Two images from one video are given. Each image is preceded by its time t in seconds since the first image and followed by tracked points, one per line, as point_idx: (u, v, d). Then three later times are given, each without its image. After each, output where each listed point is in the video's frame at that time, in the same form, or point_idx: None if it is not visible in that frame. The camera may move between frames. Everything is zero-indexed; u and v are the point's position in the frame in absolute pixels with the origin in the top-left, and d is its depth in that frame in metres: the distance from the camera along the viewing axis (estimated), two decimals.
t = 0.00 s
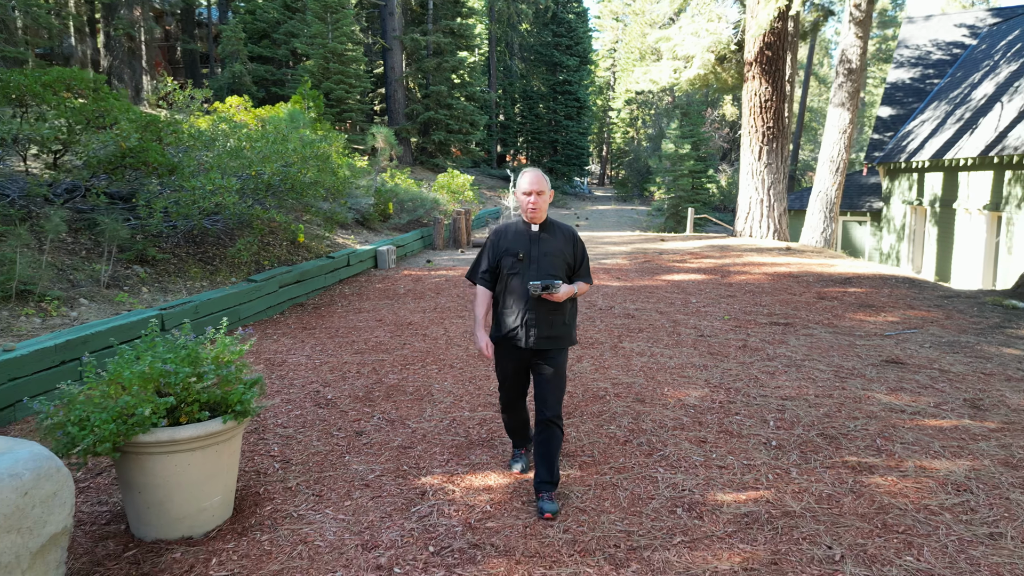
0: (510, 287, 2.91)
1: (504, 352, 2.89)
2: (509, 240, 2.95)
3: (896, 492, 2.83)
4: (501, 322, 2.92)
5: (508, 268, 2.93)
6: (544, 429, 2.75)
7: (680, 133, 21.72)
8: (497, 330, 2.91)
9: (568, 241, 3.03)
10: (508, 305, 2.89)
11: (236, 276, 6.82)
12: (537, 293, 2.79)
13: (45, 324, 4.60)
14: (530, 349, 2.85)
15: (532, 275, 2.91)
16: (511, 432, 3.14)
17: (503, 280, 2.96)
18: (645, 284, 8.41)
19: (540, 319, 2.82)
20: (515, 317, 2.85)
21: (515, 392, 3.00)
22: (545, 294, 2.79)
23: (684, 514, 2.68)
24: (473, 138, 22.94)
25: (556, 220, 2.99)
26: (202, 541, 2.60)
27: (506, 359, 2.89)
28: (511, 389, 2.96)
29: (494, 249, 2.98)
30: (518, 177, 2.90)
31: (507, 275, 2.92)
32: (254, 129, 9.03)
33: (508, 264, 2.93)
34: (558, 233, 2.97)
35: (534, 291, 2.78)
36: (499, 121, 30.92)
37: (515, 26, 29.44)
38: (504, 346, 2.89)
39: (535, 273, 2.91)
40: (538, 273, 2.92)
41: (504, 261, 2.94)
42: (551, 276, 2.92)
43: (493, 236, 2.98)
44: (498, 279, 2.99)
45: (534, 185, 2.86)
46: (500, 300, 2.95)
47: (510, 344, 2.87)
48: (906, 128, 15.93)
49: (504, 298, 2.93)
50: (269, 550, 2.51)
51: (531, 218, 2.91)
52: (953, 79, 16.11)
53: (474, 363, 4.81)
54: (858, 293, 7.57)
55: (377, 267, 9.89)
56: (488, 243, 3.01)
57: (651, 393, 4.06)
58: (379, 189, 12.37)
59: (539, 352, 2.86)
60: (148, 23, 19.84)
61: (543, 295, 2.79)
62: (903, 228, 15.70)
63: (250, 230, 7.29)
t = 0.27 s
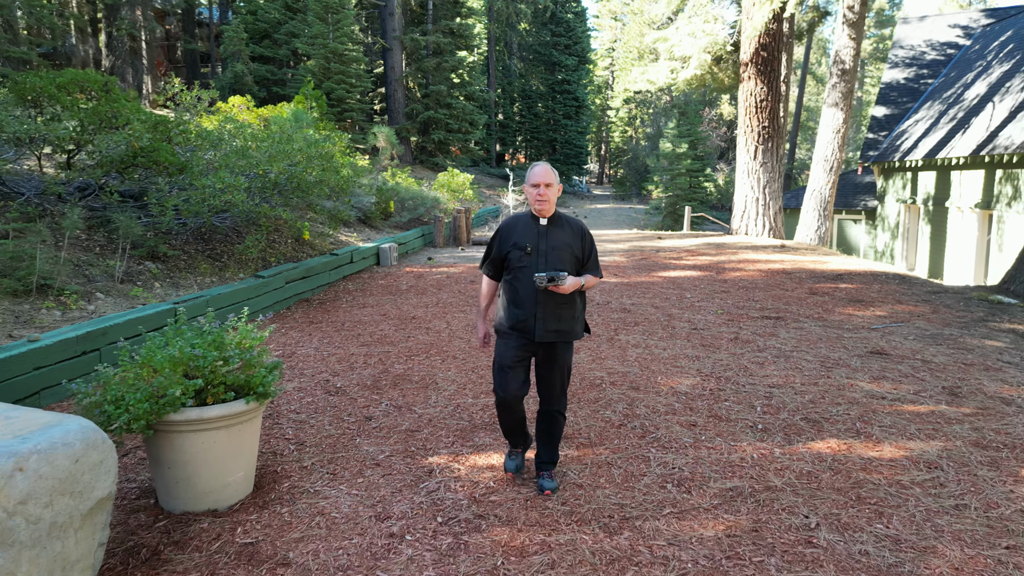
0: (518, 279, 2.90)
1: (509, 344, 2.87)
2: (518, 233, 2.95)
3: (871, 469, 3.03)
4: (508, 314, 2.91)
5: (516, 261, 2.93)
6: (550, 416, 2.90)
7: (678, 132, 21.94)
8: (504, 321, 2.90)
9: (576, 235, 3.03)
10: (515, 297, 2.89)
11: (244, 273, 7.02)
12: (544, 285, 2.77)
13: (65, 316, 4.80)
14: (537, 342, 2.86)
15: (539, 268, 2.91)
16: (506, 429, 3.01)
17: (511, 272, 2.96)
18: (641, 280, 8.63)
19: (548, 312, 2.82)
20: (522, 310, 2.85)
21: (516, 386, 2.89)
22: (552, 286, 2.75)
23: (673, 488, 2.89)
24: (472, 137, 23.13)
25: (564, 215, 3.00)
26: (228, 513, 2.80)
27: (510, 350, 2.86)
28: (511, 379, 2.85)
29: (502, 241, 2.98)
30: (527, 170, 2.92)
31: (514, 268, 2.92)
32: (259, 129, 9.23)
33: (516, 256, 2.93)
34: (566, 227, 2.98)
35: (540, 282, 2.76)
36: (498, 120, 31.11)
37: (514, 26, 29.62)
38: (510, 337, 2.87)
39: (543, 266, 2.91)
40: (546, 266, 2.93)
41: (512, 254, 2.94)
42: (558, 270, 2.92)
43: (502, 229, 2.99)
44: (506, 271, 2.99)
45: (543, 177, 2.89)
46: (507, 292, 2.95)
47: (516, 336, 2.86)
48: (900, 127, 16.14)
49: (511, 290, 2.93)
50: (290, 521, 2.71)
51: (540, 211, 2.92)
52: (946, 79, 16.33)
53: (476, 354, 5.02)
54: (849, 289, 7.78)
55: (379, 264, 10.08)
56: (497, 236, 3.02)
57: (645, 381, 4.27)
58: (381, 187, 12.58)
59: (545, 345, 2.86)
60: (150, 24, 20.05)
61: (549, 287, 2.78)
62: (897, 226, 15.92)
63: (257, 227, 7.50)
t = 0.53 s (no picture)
0: (516, 278, 2.93)
1: (509, 342, 2.89)
2: (516, 232, 2.97)
3: (848, 448, 3.25)
4: (507, 312, 2.94)
5: (514, 261, 2.96)
6: (549, 402, 3.03)
7: (675, 131, 22.15)
8: (502, 320, 2.92)
9: (573, 234, 3.07)
10: (514, 296, 2.93)
11: (251, 268, 7.22)
12: (542, 284, 2.80)
13: (83, 308, 5.01)
14: (535, 340, 2.90)
15: (537, 267, 2.94)
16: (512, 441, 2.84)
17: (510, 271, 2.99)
18: (637, 275, 8.85)
19: (546, 311, 2.87)
20: (521, 308, 2.89)
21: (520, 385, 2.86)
22: (549, 286, 2.80)
23: (663, 464, 3.10)
24: (471, 136, 23.31)
25: (562, 214, 3.04)
26: (249, 487, 3.01)
27: (510, 348, 2.88)
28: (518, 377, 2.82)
29: (501, 241, 3.01)
30: (525, 171, 2.96)
31: (513, 268, 2.95)
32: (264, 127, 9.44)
33: (514, 256, 2.96)
34: (563, 227, 3.02)
35: (538, 282, 2.80)
36: (497, 118, 31.28)
37: (512, 24, 29.81)
38: (509, 336, 2.89)
39: (541, 265, 2.95)
40: (544, 266, 2.96)
41: (510, 254, 2.97)
42: (556, 269, 2.96)
43: (500, 228, 3.01)
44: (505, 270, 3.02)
45: (541, 178, 2.94)
46: (506, 291, 2.98)
47: (515, 334, 2.89)
48: (894, 126, 16.36)
49: (510, 289, 2.96)
50: (308, 494, 2.93)
51: (537, 210, 2.96)
52: (940, 78, 16.54)
53: (477, 345, 5.23)
54: (839, 284, 8.01)
55: (381, 260, 10.28)
56: (495, 236, 3.04)
57: (640, 369, 4.49)
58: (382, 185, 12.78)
59: (544, 343, 2.92)
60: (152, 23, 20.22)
61: (547, 286, 2.81)
62: (890, 223, 16.15)
63: (263, 223, 7.71)
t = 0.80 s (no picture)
0: (508, 280, 3.02)
1: (505, 343, 3.00)
2: (505, 235, 3.05)
3: (826, 433, 3.47)
4: (501, 314, 3.03)
5: (506, 262, 3.04)
6: (548, 399, 3.16)
7: (670, 133, 22.41)
8: (497, 322, 3.02)
9: (561, 234, 3.16)
10: (508, 297, 3.01)
11: (255, 267, 7.42)
12: (535, 287, 2.90)
13: (97, 305, 5.20)
14: (530, 339, 3.01)
15: (529, 268, 3.03)
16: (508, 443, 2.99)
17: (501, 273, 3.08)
18: (632, 275, 9.06)
19: (540, 311, 2.98)
20: (515, 310, 2.98)
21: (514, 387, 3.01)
22: (542, 288, 2.91)
23: (651, 447, 3.32)
24: (468, 138, 23.52)
25: (549, 215, 3.13)
26: (265, 469, 3.22)
27: (506, 349, 2.99)
28: (515, 381, 2.97)
29: (491, 243, 3.08)
30: (511, 173, 3.01)
31: (505, 269, 3.03)
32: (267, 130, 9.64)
33: (506, 258, 3.03)
34: (551, 227, 3.11)
35: (532, 285, 2.89)
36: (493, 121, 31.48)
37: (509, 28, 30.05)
38: (505, 337, 3.00)
39: (532, 266, 3.04)
40: (534, 266, 3.05)
41: (501, 256, 3.05)
42: (547, 269, 3.05)
43: (489, 231, 3.08)
44: (496, 272, 3.10)
45: (527, 180, 2.99)
46: (499, 293, 3.06)
47: (510, 335, 2.99)
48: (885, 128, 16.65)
49: (502, 291, 3.05)
50: (320, 474, 3.13)
51: (525, 212, 3.04)
52: (930, 82, 16.82)
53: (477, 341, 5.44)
54: (828, 283, 8.24)
55: (381, 261, 10.47)
56: (484, 238, 3.10)
57: (632, 362, 4.70)
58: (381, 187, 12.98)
59: (538, 341, 3.03)
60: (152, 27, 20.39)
61: (540, 288, 2.91)
62: (881, 225, 16.42)
63: (268, 224, 7.91)
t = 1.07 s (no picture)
0: (502, 277, 3.07)
1: (498, 338, 3.08)
2: (499, 233, 3.11)
3: (804, 419, 3.69)
4: (493, 311, 3.06)
5: (500, 259, 3.09)
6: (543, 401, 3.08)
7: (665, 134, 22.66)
8: (489, 318, 3.06)
9: (554, 233, 3.21)
10: (501, 294, 3.05)
11: (260, 266, 7.63)
12: (529, 284, 2.95)
13: (111, 302, 5.41)
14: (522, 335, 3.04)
15: (522, 266, 3.07)
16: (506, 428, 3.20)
17: (494, 271, 3.12)
18: (627, 274, 9.29)
19: (532, 308, 3.00)
20: (507, 306, 3.02)
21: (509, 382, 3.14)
22: (536, 285, 2.95)
23: (641, 433, 3.54)
24: (466, 139, 23.73)
25: (542, 214, 3.19)
26: (280, 453, 3.43)
27: (500, 345, 3.08)
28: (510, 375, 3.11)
29: (485, 242, 3.13)
30: (506, 173, 3.07)
31: (498, 266, 3.09)
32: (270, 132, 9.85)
33: (499, 255, 3.09)
34: (544, 226, 3.16)
35: (526, 281, 2.94)
36: (491, 122, 31.70)
37: (506, 29, 30.27)
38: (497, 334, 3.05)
39: (525, 264, 3.08)
40: (527, 264, 3.09)
41: (495, 254, 3.10)
42: (540, 267, 3.10)
43: (484, 230, 3.14)
44: (490, 270, 3.14)
45: (521, 180, 3.05)
46: (492, 290, 3.09)
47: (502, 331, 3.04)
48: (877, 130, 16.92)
49: (495, 287, 3.08)
50: (331, 458, 3.36)
51: (519, 211, 3.09)
52: (921, 84, 17.08)
53: (476, 336, 5.65)
54: (817, 281, 8.47)
55: (381, 260, 10.68)
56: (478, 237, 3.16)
57: (625, 356, 4.92)
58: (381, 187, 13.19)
59: (530, 337, 3.06)
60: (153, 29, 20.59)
61: (534, 286, 2.96)
62: (873, 225, 16.68)
63: (272, 224, 8.13)
